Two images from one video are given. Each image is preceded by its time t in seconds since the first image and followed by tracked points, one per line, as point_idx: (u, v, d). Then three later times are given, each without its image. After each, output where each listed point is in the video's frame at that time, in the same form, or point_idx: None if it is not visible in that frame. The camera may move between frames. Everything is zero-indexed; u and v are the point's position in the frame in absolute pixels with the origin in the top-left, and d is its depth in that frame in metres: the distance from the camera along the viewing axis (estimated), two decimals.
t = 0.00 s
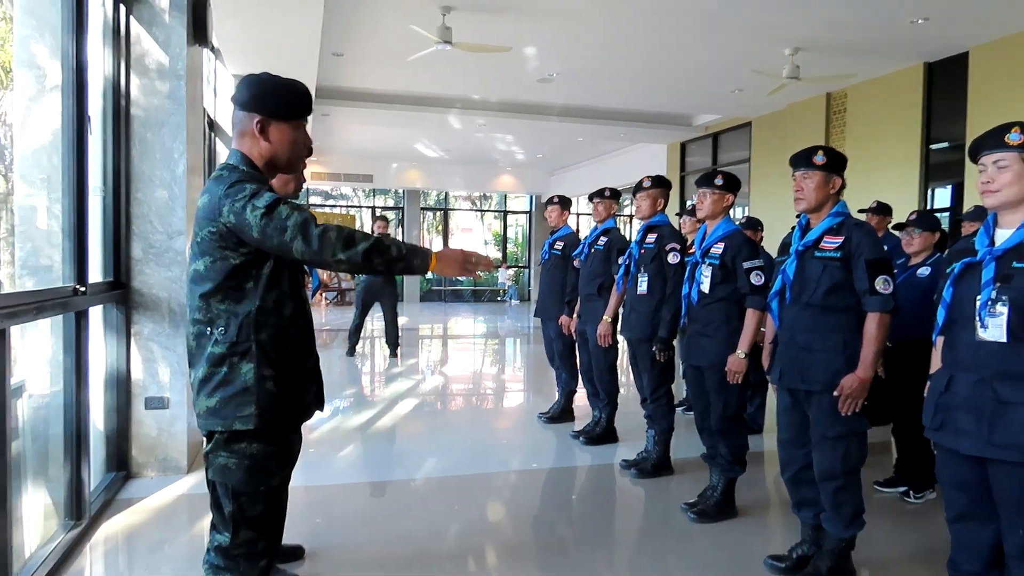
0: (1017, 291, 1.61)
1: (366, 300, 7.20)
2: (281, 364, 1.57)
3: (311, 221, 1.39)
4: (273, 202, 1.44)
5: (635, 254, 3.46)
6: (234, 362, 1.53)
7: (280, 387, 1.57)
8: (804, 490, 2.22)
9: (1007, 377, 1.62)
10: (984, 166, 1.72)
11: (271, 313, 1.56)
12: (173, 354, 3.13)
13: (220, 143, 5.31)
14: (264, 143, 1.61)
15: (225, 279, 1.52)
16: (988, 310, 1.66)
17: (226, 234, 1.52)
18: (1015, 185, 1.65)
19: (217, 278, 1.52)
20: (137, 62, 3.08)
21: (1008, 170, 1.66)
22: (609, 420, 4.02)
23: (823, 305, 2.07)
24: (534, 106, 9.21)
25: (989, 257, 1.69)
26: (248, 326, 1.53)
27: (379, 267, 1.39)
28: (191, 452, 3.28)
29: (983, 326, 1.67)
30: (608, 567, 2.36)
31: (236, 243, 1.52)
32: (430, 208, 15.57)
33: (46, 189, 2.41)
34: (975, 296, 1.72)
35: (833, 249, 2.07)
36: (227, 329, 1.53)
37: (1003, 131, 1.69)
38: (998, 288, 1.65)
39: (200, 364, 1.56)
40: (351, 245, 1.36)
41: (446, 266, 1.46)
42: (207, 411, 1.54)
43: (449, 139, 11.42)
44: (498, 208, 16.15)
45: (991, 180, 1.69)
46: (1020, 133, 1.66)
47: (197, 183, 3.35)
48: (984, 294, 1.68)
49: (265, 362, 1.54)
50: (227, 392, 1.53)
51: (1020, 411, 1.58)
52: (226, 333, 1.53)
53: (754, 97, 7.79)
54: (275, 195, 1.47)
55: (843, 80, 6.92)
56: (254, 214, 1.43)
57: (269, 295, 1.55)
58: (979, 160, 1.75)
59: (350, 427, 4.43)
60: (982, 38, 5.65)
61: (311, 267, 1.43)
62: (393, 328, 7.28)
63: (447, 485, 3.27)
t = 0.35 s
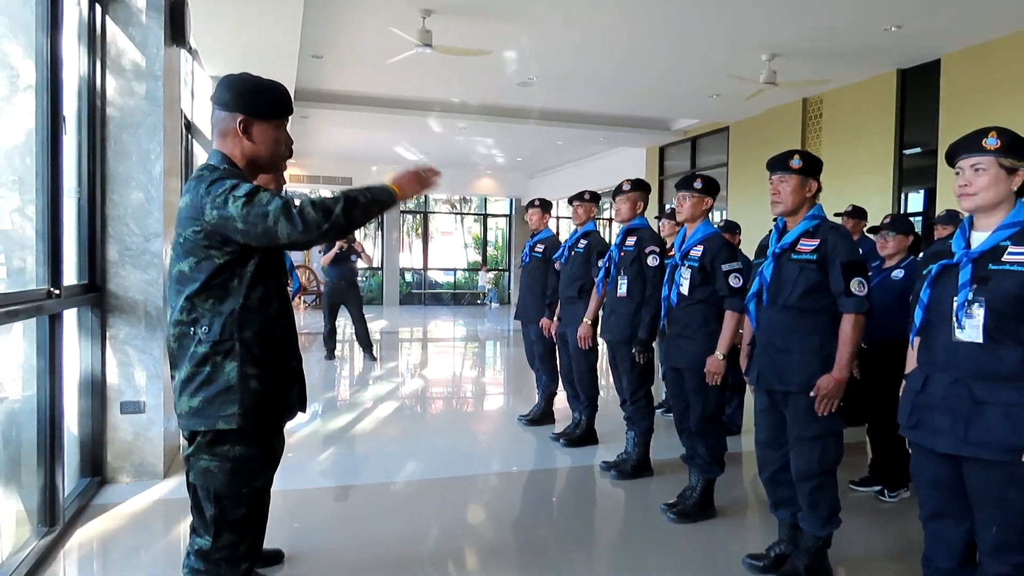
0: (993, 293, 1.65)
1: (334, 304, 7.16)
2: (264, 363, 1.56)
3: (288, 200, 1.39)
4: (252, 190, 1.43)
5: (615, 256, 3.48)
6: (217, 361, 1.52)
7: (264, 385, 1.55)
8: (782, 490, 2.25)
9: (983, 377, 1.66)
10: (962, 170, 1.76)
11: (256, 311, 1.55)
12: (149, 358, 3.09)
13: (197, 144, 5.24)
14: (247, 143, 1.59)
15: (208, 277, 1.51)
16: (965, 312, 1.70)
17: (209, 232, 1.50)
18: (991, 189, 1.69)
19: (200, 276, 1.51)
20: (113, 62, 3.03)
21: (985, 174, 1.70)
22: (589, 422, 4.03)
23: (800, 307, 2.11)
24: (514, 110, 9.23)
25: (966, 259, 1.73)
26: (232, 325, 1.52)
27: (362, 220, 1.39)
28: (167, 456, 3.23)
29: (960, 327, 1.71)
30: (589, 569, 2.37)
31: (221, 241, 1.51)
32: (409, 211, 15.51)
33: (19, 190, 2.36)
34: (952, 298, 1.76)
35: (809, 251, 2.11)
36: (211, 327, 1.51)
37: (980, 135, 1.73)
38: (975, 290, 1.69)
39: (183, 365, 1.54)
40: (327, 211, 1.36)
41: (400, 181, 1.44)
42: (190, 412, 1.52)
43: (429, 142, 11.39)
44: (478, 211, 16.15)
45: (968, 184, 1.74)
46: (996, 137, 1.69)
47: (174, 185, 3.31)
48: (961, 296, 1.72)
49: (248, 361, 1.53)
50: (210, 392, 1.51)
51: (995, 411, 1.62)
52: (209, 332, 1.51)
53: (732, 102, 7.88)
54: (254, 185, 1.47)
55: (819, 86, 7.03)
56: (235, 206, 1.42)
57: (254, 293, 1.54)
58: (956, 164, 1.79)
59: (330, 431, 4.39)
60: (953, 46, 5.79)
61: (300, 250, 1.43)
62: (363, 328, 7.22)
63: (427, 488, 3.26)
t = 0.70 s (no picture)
0: (964, 288, 1.68)
1: (308, 302, 7.10)
2: (243, 355, 1.54)
3: (254, 190, 1.40)
4: (225, 180, 1.44)
5: (595, 253, 3.50)
6: (196, 353, 1.49)
7: (242, 377, 1.53)
8: (759, 484, 2.28)
9: (952, 371, 1.69)
10: (938, 167, 1.79)
11: (236, 303, 1.53)
12: (124, 355, 3.04)
13: (173, 138, 5.16)
14: (236, 139, 1.56)
15: (189, 268, 1.49)
16: (935, 306, 1.73)
17: (192, 224, 1.49)
18: (964, 185, 1.72)
19: (181, 267, 1.49)
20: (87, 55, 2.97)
21: (959, 171, 1.73)
22: (569, 418, 4.04)
23: (778, 303, 2.13)
24: (495, 106, 9.21)
25: (938, 255, 1.76)
26: (212, 316, 1.50)
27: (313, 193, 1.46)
28: (143, 454, 3.19)
29: (931, 321, 1.74)
30: (568, 564, 2.38)
31: (203, 232, 1.50)
32: (389, 207, 15.42)
33: None
34: (924, 293, 1.80)
35: (786, 248, 2.13)
36: (190, 318, 1.49)
37: (955, 133, 1.76)
38: (946, 285, 1.72)
39: (162, 357, 1.52)
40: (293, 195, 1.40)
41: (303, 141, 1.53)
42: (168, 405, 1.49)
43: (409, 138, 11.33)
44: (458, 208, 16.10)
45: (943, 180, 1.77)
46: (971, 135, 1.73)
47: (149, 179, 3.25)
48: (932, 291, 1.74)
49: (227, 353, 1.51)
50: (188, 384, 1.49)
51: (964, 404, 1.66)
52: (189, 324, 1.49)
53: (711, 100, 7.95)
54: (229, 175, 1.47)
55: (796, 85, 7.12)
56: (213, 200, 1.43)
57: (235, 285, 1.53)
58: (932, 161, 1.82)
59: (309, 428, 4.36)
60: (927, 46, 5.89)
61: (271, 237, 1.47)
62: (335, 324, 7.18)
63: (406, 485, 3.25)
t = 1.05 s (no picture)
0: (932, 282, 1.72)
1: (288, 299, 7.03)
2: (224, 349, 1.53)
3: (224, 170, 1.38)
4: (197, 166, 1.43)
5: (577, 250, 3.51)
6: (177, 347, 1.48)
7: (222, 371, 1.52)
8: (740, 477, 2.30)
9: (922, 365, 1.72)
10: (913, 163, 1.82)
11: (216, 297, 1.52)
12: (103, 352, 3.00)
13: (152, 134, 5.09)
14: (218, 133, 1.55)
15: (169, 261, 1.47)
16: (904, 301, 1.78)
17: (172, 216, 1.47)
18: (936, 181, 1.76)
19: (162, 261, 1.48)
20: (63, 47, 2.92)
21: (932, 167, 1.77)
22: (552, 414, 4.06)
23: (757, 298, 2.16)
24: (478, 104, 9.20)
25: (909, 250, 1.80)
26: (192, 310, 1.48)
27: (286, 170, 1.43)
28: (122, 452, 3.14)
29: (900, 316, 1.78)
30: (551, 558, 2.39)
31: (182, 225, 1.48)
32: (371, 204, 15.34)
33: None
34: (894, 288, 1.83)
35: (766, 244, 2.16)
36: (172, 312, 1.48)
37: (929, 130, 1.79)
38: (914, 281, 1.76)
39: (142, 351, 1.51)
40: (260, 171, 1.37)
41: (276, 128, 1.50)
42: (148, 399, 1.48)
43: (391, 135, 11.27)
44: (441, 205, 16.05)
45: (916, 176, 1.80)
46: (944, 132, 1.76)
47: (128, 175, 3.21)
48: (902, 286, 1.78)
49: (207, 347, 1.50)
50: (169, 378, 1.48)
51: (932, 396, 1.70)
52: (170, 317, 1.48)
53: (693, 98, 8.00)
54: (205, 162, 1.46)
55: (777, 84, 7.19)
56: (186, 186, 1.42)
57: (215, 279, 1.51)
58: (908, 157, 1.85)
59: (291, 426, 4.33)
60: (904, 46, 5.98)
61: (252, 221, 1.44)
62: (315, 321, 7.12)
63: (389, 482, 3.24)
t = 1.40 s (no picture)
0: (906, 279, 1.74)
1: (271, 298, 6.96)
2: (204, 346, 1.51)
3: (198, 165, 1.36)
4: (171, 161, 1.41)
5: (562, 248, 3.52)
6: (157, 343, 1.47)
7: (203, 367, 1.51)
8: (723, 472, 2.32)
9: (897, 359, 1.75)
10: (886, 162, 1.85)
11: (197, 292, 1.50)
12: (83, 351, 2.95)
13: (132, 130, 5.02)
14: (199, 130, 1.53)
15: (149, 257, 1.46)
16: (879, 297, 1.80)
17: (150, 211, 1.46)
18: (909, 179, 1.78)
19: (141, 256, 1.46)
20: (42, 42, 2.87)
21: (905, 166, 1.79)
22: (537, 412, 4.06)
23: (740, 295, 2.18)
24: (463, 102, 9.18)
25: (884, 247, 1.82)
26: (173, 305, 1.47)
27: (261, 164, 1.41)
28: (104, 451, 3.10)
29: (875, 312, 1.81)
30: (536, 555, 2.39)
31: (161, 220, 1.46)
32: (356, 203, 15.26)
33: None
34: (870, 285, 1.86)
35: (749, 241, 2.18)
36: (152, 308, 1.46)
37: (902, 129, 1.82)
38: (888, 277, 1.78)
39: (123, 347, 1.49)
40: (232, 165, 1.35)
41: (251, 125, 1.48)
42: (128, 395, 1.46)
43: (376, 133, 11.21)
44: (426, 204, 16.00)
45: (890, 175, 1.83)
46: (917, 131, 1.78)
47: (109, 172, 3.16)
48: (877, 282, 1.81)
49: (187, 343, 1.48)
50: (149, 374, 1.46)
51: (908, 390, 1.72)
52: (150, 313, 1.46)
53: (677, 97, 8.04)
54: (181, 157, 1.44)
55: (760, 83, 7.25)
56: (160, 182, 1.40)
57: (196, 275, 1.50)
58: (882, 156, 1.87)
59: (275, 425, 4.30)
60: (885, 47, 6.06)
61: (228, 215, 1.43)
62: (298, 320, 7.07)
63: (374, 480, 3.23)
